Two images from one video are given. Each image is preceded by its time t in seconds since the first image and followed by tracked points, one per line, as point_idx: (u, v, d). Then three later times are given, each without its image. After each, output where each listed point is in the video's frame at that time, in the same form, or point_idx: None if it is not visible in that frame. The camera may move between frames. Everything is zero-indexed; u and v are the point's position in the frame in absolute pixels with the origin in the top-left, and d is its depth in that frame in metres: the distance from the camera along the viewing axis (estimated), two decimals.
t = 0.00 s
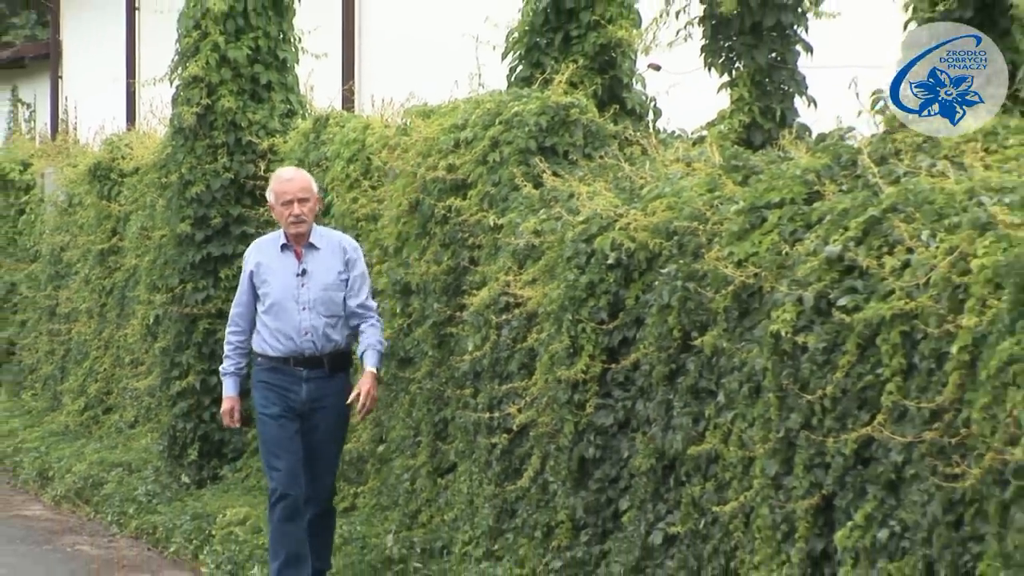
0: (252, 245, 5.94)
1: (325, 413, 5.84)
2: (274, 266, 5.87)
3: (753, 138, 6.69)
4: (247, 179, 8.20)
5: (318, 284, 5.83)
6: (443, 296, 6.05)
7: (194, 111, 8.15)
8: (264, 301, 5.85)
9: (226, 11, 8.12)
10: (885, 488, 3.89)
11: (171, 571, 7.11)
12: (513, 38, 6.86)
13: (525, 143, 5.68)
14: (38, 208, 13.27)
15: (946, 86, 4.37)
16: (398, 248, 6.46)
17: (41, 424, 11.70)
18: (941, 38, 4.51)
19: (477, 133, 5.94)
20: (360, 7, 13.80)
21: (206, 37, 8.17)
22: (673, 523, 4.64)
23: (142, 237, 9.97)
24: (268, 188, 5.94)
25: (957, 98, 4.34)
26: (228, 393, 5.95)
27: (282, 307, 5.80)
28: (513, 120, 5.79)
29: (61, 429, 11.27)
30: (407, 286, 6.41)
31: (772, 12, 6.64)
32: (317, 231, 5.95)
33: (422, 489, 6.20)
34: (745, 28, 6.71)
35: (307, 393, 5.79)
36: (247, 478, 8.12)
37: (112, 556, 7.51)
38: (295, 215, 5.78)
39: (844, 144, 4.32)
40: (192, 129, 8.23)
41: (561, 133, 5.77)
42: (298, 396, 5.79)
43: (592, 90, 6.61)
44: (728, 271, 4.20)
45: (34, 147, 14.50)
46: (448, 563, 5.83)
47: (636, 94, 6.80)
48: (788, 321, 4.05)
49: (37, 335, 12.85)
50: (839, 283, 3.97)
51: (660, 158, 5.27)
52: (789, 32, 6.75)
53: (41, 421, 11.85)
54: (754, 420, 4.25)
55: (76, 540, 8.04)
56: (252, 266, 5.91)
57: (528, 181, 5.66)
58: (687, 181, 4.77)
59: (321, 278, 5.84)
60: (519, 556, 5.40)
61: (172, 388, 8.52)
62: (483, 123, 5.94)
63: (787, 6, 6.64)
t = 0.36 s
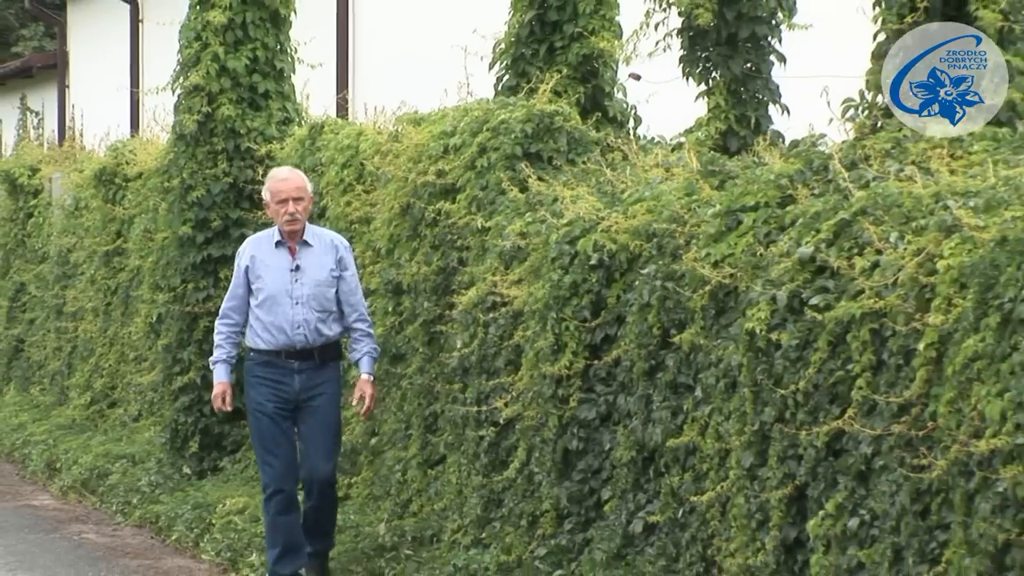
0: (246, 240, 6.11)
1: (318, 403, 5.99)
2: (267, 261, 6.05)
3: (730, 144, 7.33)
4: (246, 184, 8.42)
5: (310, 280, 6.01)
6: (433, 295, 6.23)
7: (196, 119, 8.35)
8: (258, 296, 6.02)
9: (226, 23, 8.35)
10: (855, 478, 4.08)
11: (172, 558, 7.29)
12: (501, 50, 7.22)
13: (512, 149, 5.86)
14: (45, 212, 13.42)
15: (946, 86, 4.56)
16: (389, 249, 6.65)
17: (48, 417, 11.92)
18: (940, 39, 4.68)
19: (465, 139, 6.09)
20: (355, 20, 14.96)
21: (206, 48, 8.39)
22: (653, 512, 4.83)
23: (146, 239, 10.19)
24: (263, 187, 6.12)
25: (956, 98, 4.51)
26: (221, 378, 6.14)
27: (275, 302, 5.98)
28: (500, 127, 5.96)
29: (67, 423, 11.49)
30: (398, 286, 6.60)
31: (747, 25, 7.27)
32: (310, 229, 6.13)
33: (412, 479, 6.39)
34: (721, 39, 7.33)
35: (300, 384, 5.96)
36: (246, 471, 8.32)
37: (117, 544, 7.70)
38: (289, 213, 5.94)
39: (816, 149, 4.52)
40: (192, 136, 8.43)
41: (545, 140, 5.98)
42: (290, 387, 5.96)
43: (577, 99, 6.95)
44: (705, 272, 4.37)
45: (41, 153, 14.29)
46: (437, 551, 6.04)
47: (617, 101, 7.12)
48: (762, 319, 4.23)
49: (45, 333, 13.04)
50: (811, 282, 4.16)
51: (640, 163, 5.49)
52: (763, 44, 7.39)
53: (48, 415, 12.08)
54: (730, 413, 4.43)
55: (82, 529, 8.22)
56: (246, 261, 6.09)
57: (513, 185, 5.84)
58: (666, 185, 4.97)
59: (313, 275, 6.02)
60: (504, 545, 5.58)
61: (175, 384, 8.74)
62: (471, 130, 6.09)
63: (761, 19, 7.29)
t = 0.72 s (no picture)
0: (252, 243, 6.28)
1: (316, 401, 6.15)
2: (272, 264, 6.22)
3: (704, 150, 7.65)
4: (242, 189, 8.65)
5: (312, 282, 6.18)
6: (420, 295, 6.40)
7: (194, 126, 8.57)
8: (262, 296, 6.19)
9: (222, 35, 8.56)
10: (824, 470, 4.26)
11: (171, 546, 7.52)
12: (485, 60, 7.62)
13: (496, 155, 6.09)
14: (49, 216, 13.60)
15: (946, 86, 5.30)
16: (378, 251, 6.84)
17: (52, 412, 12.12)
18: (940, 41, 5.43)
19: (452, 146, 6.30)
20: (345, 35, 15.53)
21: (202, 59, 8.59)
22: (631, 502, 5.02)
23: (145, 241, 10.39)
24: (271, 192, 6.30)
25: (957, 98, 5.25)
26: (232, 373, 6.16)
27: (278, 302, 6.14)
28: (484, 134, 6.19)
29: (70, 417, 11.71)
30: (387, 286, 6.79)
31: (721, 37, 7.63)
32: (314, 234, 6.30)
33: (401, 471, 6.59)
34: (696, 49, 7.66)
35: (299, 382, 6.12)
36: (243, 466, 8.52)
37: (118, 534, 7.90)
38: (295, 217, 6.12)
39: (787, 156, 4.73)
40: (189, 143, 8.64)
41: (528, 146, 6.22)
42: (290, 385, 6.13)
43: (557, 107, 7.34)
44: (681, 273, 4.55)
45: (46, 159, 14.51)
46: (423, 539, 6.23)
47: (597, 110, 7.56)
48: (735, 317, 4.41)
49: (49, 331, 13.24)
50: (782, 283, 4.35)
51: (619, 169, 5.72)
52: (735, 54, 7.72)
53: (52, 410, 12.28)
54: (704, 408, 4.61)
55: (85, 519, 8.44)
56: (252, 263, 6.26)
57: (498, 189, 6.06)
58: (644, 190, 5.18)
59: (316, 278, 6.20)
60: (489, 533, 5.77)
61: (174, 380, 8.87)
62: (457, 136, 6.32)
63: (734, 30, 7.63)
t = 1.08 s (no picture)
0: (258, 243, 6.41)
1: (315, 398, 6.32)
2: (276, 264, 6.35)
3: (669, 156, 7.95)
4: (226, 193, 9.01)
5: (316, 283, 6.32)
6: (397, 294, 6.65)
7: (179, 133, 8.94)
8: (265, 295, 6.32)
9: (207, 45, 8.99)
10: (782, 462, 4.47)
11: (158, 535, 7.74)
12: (458, 70, 7.95)
13: (469, 161, 6.33)
14: (42, 219, 13.82)
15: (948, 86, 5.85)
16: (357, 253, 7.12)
17: (44, 407, 12.33)
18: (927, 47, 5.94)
19: (426, 152, 6.55)
20: (325, 44, 16.49)
21: (188, 69, 8.98)
22: (599, 493, 5.23)
23: (134, 244, 10.65)
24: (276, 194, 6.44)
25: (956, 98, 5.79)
26: (246, 366, 6.21)
27: (281, 302, 6.28)
28: (458, 141, 6.43)
29: (62, 412, 11.89)
30: (365, 287, 7.01)
31: (684, 47, 7.92)
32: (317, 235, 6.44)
33: (378, 463, 6.80)
34: (661, 60, 7.96)
35: (299, 379, 6.29)
36: (230, 461, 8.75)
37: (108, 523, 8.13)
38: (300, 220, 6.26)
39: (747, 162, 4.92)
40: (176, 149, 9.00)
41: (500, 152, 6.45)
42: (290, 382, 6.29)
43: (528, 115, 7.64)
44: (646, 273, 4.76)
45: (38, 165, 14.78)
46: (401, 528, 6.43)
47: (566, 118, 7.84)
48: (698, 316, 4.61)
49: (41, 330, 13.45)
50: (743, 283, 4.56)
51: (586, 175, 6.04)
52: (699, 64, 8.03)
53: (43, 405, 12.49)
54: (669, 403, 4.81)
55: (76, 509, 8.71)
56: (257, 262, 6.38)
57: (469, 194, 6.29)
58: (610, 195, 5.43)
59: (319, 279, 6.34)
60: (462, 523, 5.97)
61: (161, 375, 9.20)
62: (432, 143, 6.56)
63: (697, 42, 7.94)
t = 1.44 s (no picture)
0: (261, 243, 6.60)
1: (312, 393, 6.52)
2: (279, 262, 6.54)
3: (636, 161, 8.07)
4: (212, 198, 9.32)
5: (317, 281, 6.51)
6: (376, 295, 6.97)
7: (167, 140, 9.22)
8: (268, 292, 6.51)
9: (194, 55, 9.27)
10: (744, 454, 4.67)
11: (147, 525, 8.00)
12: (435, 80, 8.50)
13: (445, 166, 6.66)
14: (35, 222, 14.03)
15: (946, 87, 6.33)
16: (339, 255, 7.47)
17: (37, 402, 12.52)
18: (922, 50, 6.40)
19: (404, 158, 6.89)
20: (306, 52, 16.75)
21: (176, 79, 9.27)
22: (570, 484, 5.44)
23: (123, 246, 10.90)
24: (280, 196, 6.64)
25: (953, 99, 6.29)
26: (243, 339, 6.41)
27: (283, 298, 6.46)
28: (435, 147, 6.76)
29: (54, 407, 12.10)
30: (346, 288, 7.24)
31: (651, 57, 8.07)
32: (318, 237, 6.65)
33: (358, 456, 7.02)
34: (629, 70, 8.11)
35: (298, 374, 6.48)
36: (217, 456, 8.97)
37: (98, 514, 8.38)
38: (303, 221, 6.46)
39: (711, 167, 5.18)
40: (164, 155, 9.26)
41: (474, 158, 6.78)
42: (289, 376, 6.47)
43: (501, 123, 8.23)
44: (615, 274, 4.97)
45: (31, 170, 15.11)
46: (379, 519, 6.66)
47: (537, 125, 8.48)
48: (665, 315, 4.83)
49: (34, 329, 13.66)
50: (707, 283, 4.76)
51: (558, 179, 6.31)
52: (665, 74, 8.18)
53: (37, 400, 12.68)
54: (636, 398, 5.02)
55: (69, 500, 9.00)
56: (260, 260, 6.57)
57: (445, 197, 6.61)
58: (581, 200, 5.66)
59: (320, 277, 6.53)
60: (439, 513, 6.20)
61: (150, 372, 9.49)
62: (409, 149, 6.90)
63: (663, 52, 8.10)
